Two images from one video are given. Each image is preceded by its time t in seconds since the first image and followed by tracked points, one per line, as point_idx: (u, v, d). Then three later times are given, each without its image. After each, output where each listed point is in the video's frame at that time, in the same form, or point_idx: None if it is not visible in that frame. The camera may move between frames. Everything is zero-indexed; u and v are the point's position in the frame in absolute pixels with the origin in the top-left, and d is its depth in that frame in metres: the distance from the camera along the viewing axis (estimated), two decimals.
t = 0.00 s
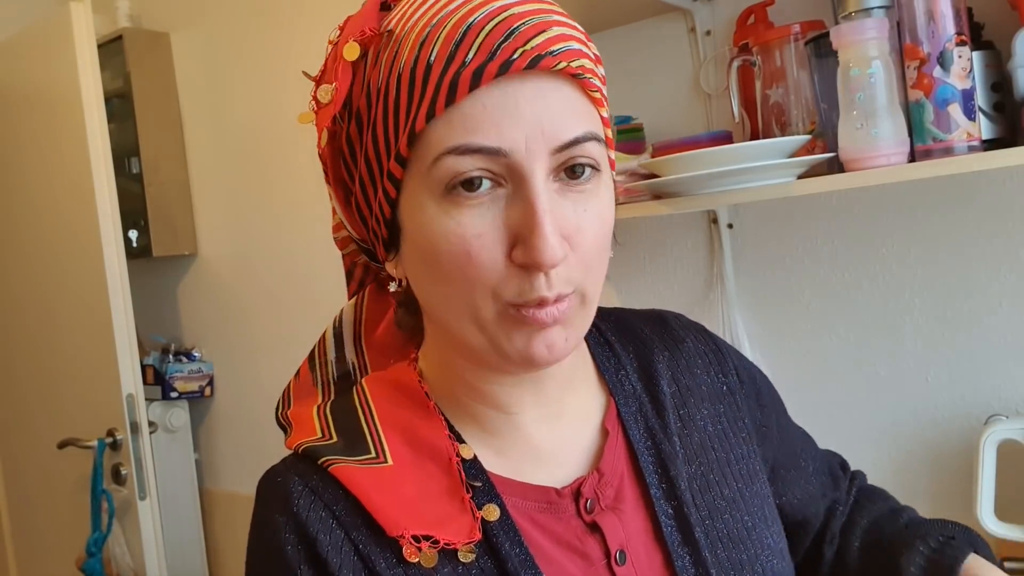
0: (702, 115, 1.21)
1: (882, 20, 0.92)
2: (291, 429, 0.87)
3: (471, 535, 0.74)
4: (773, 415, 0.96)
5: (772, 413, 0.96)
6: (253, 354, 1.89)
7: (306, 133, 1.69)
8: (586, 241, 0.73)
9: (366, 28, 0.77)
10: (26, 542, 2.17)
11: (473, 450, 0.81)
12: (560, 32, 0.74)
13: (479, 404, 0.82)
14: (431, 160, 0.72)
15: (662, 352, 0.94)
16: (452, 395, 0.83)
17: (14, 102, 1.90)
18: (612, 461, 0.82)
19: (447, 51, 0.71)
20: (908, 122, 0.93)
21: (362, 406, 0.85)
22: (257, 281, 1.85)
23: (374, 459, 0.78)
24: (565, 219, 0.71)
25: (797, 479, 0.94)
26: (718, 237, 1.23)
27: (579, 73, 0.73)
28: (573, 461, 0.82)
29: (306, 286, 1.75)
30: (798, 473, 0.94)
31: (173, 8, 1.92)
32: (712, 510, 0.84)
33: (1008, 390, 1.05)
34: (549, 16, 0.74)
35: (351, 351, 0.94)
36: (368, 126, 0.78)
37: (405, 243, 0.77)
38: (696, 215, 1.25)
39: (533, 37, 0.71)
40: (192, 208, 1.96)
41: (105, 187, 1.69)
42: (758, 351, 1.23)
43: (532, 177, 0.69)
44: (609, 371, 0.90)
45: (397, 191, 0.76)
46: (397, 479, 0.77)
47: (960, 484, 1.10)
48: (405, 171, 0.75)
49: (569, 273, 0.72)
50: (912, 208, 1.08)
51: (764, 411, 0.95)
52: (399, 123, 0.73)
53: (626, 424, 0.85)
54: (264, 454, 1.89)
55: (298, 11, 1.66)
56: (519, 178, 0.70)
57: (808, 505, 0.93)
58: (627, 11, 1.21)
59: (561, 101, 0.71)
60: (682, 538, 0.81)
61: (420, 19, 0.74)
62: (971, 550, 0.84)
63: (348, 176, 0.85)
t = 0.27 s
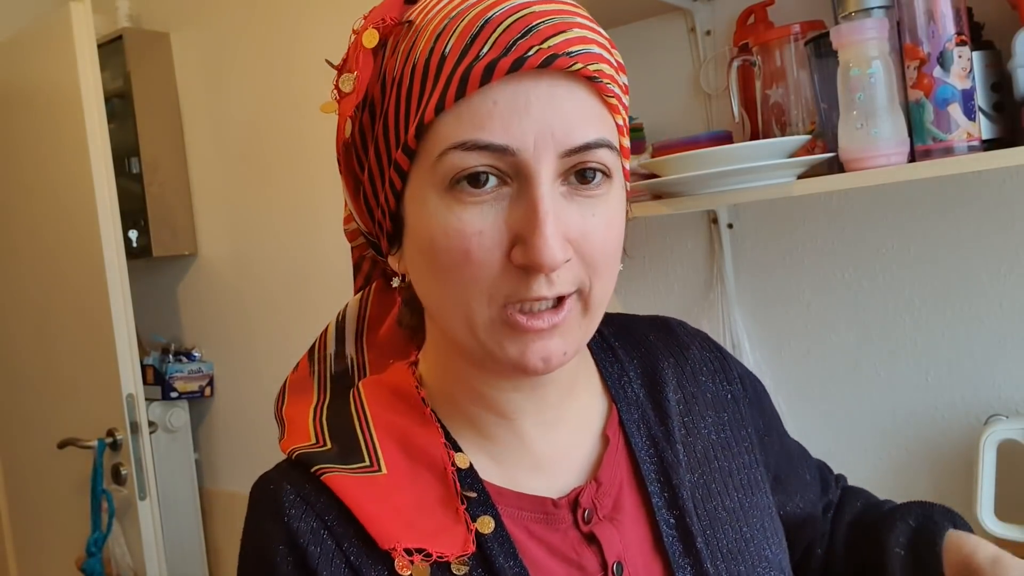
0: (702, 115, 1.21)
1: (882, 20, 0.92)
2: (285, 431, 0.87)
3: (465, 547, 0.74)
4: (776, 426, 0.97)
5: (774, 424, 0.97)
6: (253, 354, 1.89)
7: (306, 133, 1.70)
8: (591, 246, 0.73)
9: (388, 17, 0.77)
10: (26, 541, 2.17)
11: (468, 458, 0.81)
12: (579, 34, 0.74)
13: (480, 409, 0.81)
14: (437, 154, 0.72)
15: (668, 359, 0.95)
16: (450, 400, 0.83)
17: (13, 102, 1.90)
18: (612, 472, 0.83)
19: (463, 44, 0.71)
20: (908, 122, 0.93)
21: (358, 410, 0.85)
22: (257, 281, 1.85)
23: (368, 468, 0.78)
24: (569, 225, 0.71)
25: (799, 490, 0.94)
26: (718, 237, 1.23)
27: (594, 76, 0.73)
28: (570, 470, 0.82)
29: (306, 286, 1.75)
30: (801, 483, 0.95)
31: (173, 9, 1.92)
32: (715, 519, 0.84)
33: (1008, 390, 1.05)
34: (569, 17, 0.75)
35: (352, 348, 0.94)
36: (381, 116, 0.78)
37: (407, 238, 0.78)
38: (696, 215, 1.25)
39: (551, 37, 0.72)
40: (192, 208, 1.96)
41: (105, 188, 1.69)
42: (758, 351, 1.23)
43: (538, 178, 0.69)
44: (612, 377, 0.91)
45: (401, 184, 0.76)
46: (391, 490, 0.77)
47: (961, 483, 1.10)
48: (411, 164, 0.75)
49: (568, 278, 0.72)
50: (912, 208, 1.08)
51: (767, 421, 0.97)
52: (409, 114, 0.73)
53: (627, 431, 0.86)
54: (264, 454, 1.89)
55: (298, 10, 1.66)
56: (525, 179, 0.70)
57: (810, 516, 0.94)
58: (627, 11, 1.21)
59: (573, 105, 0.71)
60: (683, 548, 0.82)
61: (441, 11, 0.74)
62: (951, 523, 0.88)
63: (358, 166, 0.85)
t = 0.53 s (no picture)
0: (702, 115, 1.21)
1: (882, 20, 0.92)
2: (286, 429, 0.87)
3: (463, 550, 0.74)
4: (780, 445, 0.98)
5: (777, 442, 0.97)
6: (253, 354, 1.89)
7: (306, 133, 1.70)
8: (600, 241, 0.73)
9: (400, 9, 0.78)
10: (26, 542, 2.17)
11: (468, 459, 0.81)
12: (592, 28, 0.74)
13: (483, 409, 0.81)
14: (448, 144, 0.72)
15: (674, 369, 0.95)
16: (453, 398, 0.83)
17: (13, 102, 1.90)
18: (614, 480, 0.83)
19: (476, 35, 0.71)
20: (908, 122, 0.93)
21: (360, 408, 0.85)
22: (257, 281, 1.85)
23: (367, 467, 0.78)
24: (580, 218, 0.71)
25: (799, 510, 0.95)
26: (718, 237, 1.23)
27: (607, 69, 0.73)
28: (571, 474, 0.82)
29: (306, 286, 1.75)
30: (801, 504, 0.96)
31: (172, 8, 1.92)
32: (716, 532, 0.84)
33: (1008, 390, 1.05)
34: (583, 11, 0.75)
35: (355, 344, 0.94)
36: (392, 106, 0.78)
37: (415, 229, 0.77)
38: (696, 215, 1.25)
39: (565, 30, 0.72)
40: (192, 208, 1.96)
41: (105, 188, 1.69)
42: (758, 351, 1.23)
43: (548, 168, 0.69)
44: (618, 384, 0.91)
45: (411, 175, 0.76)
46: (390, 490, 0.77)
47: (960, 483, 1.10)
48: (422, 154, 0.75)
49: (575, 271, 0.72)
50: (912, 208, 1.08)
51: (769, 439, 0.97)
52: (421, 105, 0.73)
53: (631, 438, 0.86)
54: (264, 454, 1.89)
55: (298, 10, 1.66)
56: (535, 169, 0.70)
57: (806, 538, 0.95)
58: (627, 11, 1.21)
59: (584, 97, 0.71)
60: (683, 559, 0.82)
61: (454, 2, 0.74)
62: None
63: (367, 158, 0.85)
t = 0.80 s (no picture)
0: (702, 115, 1.21)
1: (882, 20, 0.92)
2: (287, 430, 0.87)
3: (460, 552, 0.75)
4: (788, 444, 0.97)
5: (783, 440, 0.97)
6: (253, 354, 1.89)
7: (306, 132, 1.69)
8: (625, 243, 0.74)
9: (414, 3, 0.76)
10: (26, 542, 2.17)
11: (468, 461, 0.81)
12: (613, 30, 0.74)
13: (484, 409, 0.81)
14: (472, 146, 0.71)
15: (677, 368, 0.95)
16: (455, 398, 0.83)
17: (13, 102, 1.90)
18: (613, 482, 0.83)
19: (501, 34, 0.71)
20: (908, 122, 0.93)
21: (359, 407, 0.85)
22: (257, 281, 1.85)
23: (365, 467, 0.78)
24: (605, 222, 0.72)
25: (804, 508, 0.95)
26: (718, 237, 1.23)
27: (629, 70, 0.73)
28: (570, 474, 0.82)
29: (306, 286, 1.75)
30: (807, 503, 0.96)
31: (172, 8, 1.92)
32: (719, 533, 0.85)
33: (1008, 391, 1.05)
34: (602, 12, 0.75)
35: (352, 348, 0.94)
36: (406, 103, 0.77)
37: (431, 230, 0.77)
38: (696, 215, 1.25)
39: (589, 31, 0.72)
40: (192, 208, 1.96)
41: (105, 188, 1.69)
42: (758, 351, 1.23)
43: (576, 172, 0.70)
44: (620, 384, 0.91)
45: (427, 174, 0.75)
46: (387, 492, 0.77)
47: (960, 483, 1.10)
48: (441, 154, 0.74)
49: (602, 274, 0.73)
50: (912, 208, 1.08)
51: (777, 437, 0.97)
52: (441, 104, 0.73)
53: (632, 438, 0.86)
54: (264, 454, 1.89)
55: (298, 10, 1.66)
56: (563, 173, 0.70)
57: (812, 537, 0.95)
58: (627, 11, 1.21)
59: (609, 99, 0.72)
60: (683, 561, 0.82)
61: None
62: None
63: (373, 154, 0.83)
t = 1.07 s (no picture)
0: (702, 115, 1.21)
1: (882, 20, 0.92)
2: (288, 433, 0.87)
3: (461, 554, 0.75)
4: (785, 443, 0.97)
5: (782, 439, 0.97)
6: (253, 354, 1.89)
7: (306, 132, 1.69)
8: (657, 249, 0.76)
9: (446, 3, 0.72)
10: (25, 542, 2.17)
11: (468, 462, 0.81)
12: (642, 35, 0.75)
13: (489, 407, 0.81)
14: (527, 154, 0.69)
15: (675, 367, 0.95)
16: (458, 398, 0.83)
17: (13, 102, 1.90)
18: (614, 479, 0.83)
19: (554, 41, 0.69)
20: (908, 122, 0.93)
21: (357, 406, 0.84)
22: (256, 281, 1.85)
23: (365, 470, 0.78)
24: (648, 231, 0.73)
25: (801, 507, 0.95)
26: (718, 237, 1.23)
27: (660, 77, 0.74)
28: (572, 473, 0.82)
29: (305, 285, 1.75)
30: (805, 502, 0.95)
31: (172, 8, 1.92)
32: (719, 531, 0.85)
33: (1008, 391, 1.05)
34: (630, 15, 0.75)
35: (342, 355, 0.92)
36: (444, 107, 0.72)
37: (465, 236, 0.75)
38: (696, 215, 1.25)
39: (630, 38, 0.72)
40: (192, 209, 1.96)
41: (105, 187, 1.69)
42: (757, 351, 1.23)
43: (628, 184, 0.70)
44: (619, 383, 0.91)
45: (467, 180, 0.72)
46: (388, 493, 0.77)
47: (961, 483, 1.10)
48: (486, 160, 0.71)
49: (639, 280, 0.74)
50: (912, 208, 1.08)
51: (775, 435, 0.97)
52: (490, 112, 0.70)
53: (631, 437, 0.86)
54: (264, 454, 1.89)
55: (298, 11, 1.66)
56: (612, 180, 0.70)
57: (811, 535, 0.95)
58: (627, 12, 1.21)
59: (649, 109, 0.73)
60: (684, 559, 0.82)
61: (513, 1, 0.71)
62: None
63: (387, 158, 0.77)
